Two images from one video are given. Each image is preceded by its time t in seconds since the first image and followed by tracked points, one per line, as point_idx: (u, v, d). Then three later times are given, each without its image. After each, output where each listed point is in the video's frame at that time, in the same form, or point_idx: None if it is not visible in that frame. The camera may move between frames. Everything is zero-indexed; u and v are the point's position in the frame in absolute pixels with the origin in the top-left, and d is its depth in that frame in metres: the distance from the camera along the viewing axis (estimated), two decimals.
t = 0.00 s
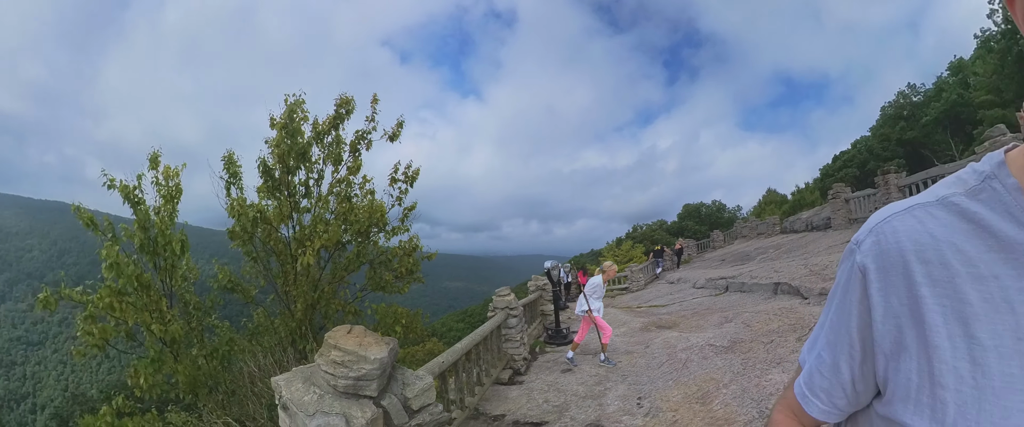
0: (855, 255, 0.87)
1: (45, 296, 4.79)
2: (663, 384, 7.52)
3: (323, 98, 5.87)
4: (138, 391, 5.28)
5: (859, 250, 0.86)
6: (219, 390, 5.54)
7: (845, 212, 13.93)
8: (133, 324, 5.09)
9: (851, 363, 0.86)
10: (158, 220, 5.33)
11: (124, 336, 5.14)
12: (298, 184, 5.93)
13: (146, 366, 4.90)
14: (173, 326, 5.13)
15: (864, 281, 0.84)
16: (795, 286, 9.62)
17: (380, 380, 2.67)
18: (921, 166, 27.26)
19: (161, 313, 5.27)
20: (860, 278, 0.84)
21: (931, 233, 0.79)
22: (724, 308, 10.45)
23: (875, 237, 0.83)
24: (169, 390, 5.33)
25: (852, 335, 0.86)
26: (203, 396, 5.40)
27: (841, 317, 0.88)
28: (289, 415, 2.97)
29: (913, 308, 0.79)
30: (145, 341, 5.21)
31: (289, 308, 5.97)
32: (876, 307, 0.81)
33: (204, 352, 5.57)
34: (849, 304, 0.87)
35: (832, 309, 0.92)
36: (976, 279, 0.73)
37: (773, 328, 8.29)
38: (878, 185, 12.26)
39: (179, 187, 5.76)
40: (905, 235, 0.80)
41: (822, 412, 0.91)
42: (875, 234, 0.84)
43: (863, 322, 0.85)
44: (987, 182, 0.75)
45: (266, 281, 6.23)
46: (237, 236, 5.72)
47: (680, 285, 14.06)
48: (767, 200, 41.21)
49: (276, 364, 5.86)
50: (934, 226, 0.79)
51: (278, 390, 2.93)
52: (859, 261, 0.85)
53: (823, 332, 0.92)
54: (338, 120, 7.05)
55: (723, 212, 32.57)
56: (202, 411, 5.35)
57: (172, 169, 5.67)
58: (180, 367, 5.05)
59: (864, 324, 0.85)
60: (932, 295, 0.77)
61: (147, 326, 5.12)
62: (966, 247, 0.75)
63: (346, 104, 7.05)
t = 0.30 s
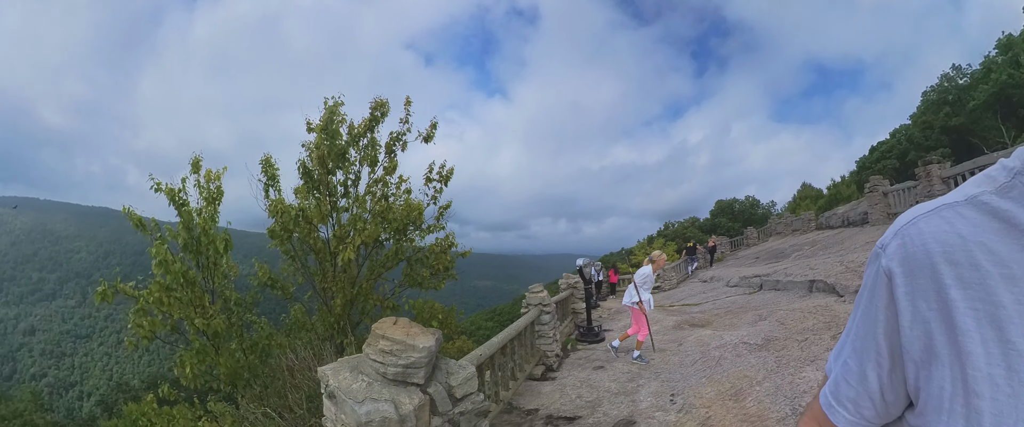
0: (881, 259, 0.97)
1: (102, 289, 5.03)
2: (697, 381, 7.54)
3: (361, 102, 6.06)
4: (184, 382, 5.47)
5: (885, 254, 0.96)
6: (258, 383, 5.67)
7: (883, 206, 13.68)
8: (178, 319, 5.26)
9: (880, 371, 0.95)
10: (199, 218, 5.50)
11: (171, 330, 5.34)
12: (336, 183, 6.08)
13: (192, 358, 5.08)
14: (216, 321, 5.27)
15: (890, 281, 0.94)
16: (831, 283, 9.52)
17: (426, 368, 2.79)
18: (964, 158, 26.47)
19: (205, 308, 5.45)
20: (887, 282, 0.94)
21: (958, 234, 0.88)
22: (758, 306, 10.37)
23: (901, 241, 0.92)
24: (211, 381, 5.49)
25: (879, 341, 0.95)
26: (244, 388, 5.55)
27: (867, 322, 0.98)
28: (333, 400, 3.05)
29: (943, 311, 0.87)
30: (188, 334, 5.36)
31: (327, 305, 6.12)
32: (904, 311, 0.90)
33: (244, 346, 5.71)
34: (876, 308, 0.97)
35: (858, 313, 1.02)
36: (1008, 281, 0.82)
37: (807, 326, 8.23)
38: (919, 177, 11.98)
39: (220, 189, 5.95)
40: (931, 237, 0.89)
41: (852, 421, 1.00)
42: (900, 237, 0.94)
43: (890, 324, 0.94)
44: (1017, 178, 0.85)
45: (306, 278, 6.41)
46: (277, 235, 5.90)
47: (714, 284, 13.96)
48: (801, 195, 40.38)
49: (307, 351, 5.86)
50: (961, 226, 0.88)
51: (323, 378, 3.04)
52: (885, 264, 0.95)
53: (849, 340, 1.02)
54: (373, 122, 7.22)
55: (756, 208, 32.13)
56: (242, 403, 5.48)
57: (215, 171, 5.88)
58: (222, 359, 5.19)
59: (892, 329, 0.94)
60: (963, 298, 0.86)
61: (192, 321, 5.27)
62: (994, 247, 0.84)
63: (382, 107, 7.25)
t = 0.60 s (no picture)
0: (909, 281, 1.01)
1: (147, 281, 5.10)
2: (734, 378, 7.40)
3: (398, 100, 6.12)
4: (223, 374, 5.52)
5: (912, 276, 1.00)
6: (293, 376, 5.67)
7: (926, 198, 13.35)
8: (217, 310, 5.31)
9: (907, 398, 1.00)
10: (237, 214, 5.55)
11: (212, 322, 5.41)
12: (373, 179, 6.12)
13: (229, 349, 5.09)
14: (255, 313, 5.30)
15: (918, 302, 0.99)
16: (871, 278, 9.28)
17: (473, 356, 2.81)
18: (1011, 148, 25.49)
19: (244, 301, 5.48)
20: (914, 305, 0.98)
21: (985, 250, 0.89)
22: (795, 304, 10.18)
23: (926, 261, 0.96)
24: (248, 372, 5.50)
25: (906, 368, 1.00)
26: (279, 381, 5.57)
27: (896, 347, 1.04)
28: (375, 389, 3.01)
29: (969, 333, 0.89)
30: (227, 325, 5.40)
31: (363, 300, 6.16)
32: (931, 332, 0.93)
33: (281, 339, 5.75)
34: (904, 333, 1.02)
35: (889, 340, 1.07)
36: None
37: (847, 322, 8.00)
38: (966, 167, 11.70)
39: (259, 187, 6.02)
40: (960, 255, 0.91)
41: None
42: (928, 256, 0.96)
43: (918, 348, 0.99)
44: None
45: (341, 275, 6.41)
46: (315, 234, 6.06)
47: (748, 282, 13.76)
48: (837, 190, 39.47)
49: (352, 339, 5.97)
50: (985, 242, 0.90)
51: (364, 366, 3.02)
52: (913, 286, 0.99)
53: (879, 367, 1.08)
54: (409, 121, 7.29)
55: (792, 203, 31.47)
56: (278, 396, 5.51)
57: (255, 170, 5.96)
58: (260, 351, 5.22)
59: (918, 355, 0.99)
60: (990, 316, 0.86)
61: (230, 313, 5.32)
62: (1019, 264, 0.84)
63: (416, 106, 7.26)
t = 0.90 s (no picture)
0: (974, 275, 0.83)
1: (185, 280, 5.12)
2: (771, 380, 7.21)
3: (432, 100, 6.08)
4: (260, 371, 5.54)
5: (977, 269, 0.83)
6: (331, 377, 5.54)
7: (976, 191, 12.90)
8: (254, 309, 5.29)
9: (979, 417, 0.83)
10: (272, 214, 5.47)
11: (249, 321, 5.38)
12: (407, 179, 6.08)
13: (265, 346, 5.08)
14: (291, 311, 5.25)
15: (986, 299, 0.81)
16: (915, 278, 8.98)
17: (515, 355, 2.77)
18: None
19: (280, 300, 5.40)
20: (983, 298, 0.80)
21: None
22: (833, 304, 9.91)
23: (993, 250, 0.78)
24: (282, 368, 5.51)
25: (971, 378, 0.85)
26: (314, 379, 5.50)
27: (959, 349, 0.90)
28: (415, 387, 2.96)
29: None
30: (263, 324, 5.38)
31: (397, 298, 6.17)
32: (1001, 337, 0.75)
33: (315, 337, 5.74)
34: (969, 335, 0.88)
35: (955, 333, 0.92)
36: None
37: (888, 324, 7.69)
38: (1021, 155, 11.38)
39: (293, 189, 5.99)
40: None
41: None
42: (994, 246, 0.78)
43: (986, 352, 0.84)
44: None
45: (374, 274, 6.40)
46: (351, 231, 6.03)
47: (785, 281, 13.47)
48: (876, 183, 38.38)
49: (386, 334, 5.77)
50: None
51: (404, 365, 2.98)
52: (978, 282, 0.82)
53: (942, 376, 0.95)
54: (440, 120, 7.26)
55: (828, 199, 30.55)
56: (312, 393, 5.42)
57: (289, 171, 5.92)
58: (294, 348, 5.20)
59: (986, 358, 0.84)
60: None
61: (266, 312, 5.30)
62: None
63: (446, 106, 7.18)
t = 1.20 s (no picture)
0: None
1: (218, 280, 4.99)
2: (810, 384, 6.95)
3: (463, 98, 5.97)
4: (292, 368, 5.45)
5: None
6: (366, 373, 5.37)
7: None
8: (288, 307, 5.17)
9: None
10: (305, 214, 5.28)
11: (282, 320, 5.26)
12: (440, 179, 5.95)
13: (299, 343, 5.03)
14: (325, 308, 5.12)
15: None
16: (965, 279, 8.61)
17: (557, 357, 2.67)
18: None
19: (314, 299, 5.23)
20: None
21: None
22: (876, 304, 9.58)
23: None
24: (315, 365, 5.42)
25: None
26: (347, 378, 5.38)
27: None
28: (451, 387, 2.86)
29: None
30: (296, 322, 5.26)
31: (429, 296, 6.07)
32: None
33: (347, 335, 5.63)
34: None
35: None
36: None
37: (936, 328, 7.36)
38: None
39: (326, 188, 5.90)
40: None
41: None
42: None
43: None
44: None
45: (407, 273, 6.32)
46: (383, 230, 6.00)
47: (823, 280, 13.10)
48: (917, 176, 37.22)
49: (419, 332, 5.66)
50: None
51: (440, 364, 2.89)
52: None
53: None
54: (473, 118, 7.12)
55: (866, 194, 29.71)
56: (344, 390, 5.31)
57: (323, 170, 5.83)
58: (327, 345, 5.09)
59: None
60: None
61: (299, 310, 5.16)
62: None
63: (477, 103, 7.04)
